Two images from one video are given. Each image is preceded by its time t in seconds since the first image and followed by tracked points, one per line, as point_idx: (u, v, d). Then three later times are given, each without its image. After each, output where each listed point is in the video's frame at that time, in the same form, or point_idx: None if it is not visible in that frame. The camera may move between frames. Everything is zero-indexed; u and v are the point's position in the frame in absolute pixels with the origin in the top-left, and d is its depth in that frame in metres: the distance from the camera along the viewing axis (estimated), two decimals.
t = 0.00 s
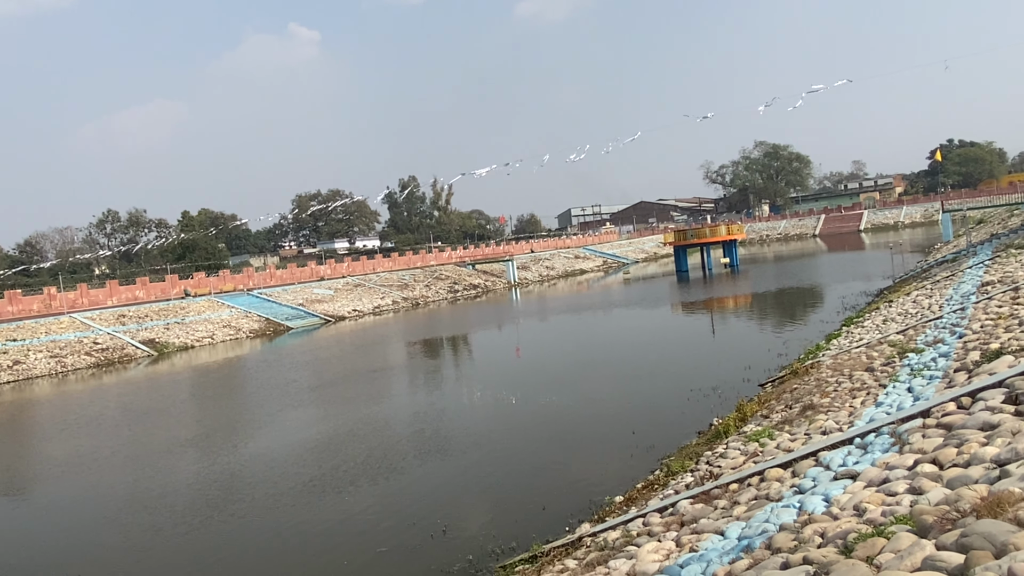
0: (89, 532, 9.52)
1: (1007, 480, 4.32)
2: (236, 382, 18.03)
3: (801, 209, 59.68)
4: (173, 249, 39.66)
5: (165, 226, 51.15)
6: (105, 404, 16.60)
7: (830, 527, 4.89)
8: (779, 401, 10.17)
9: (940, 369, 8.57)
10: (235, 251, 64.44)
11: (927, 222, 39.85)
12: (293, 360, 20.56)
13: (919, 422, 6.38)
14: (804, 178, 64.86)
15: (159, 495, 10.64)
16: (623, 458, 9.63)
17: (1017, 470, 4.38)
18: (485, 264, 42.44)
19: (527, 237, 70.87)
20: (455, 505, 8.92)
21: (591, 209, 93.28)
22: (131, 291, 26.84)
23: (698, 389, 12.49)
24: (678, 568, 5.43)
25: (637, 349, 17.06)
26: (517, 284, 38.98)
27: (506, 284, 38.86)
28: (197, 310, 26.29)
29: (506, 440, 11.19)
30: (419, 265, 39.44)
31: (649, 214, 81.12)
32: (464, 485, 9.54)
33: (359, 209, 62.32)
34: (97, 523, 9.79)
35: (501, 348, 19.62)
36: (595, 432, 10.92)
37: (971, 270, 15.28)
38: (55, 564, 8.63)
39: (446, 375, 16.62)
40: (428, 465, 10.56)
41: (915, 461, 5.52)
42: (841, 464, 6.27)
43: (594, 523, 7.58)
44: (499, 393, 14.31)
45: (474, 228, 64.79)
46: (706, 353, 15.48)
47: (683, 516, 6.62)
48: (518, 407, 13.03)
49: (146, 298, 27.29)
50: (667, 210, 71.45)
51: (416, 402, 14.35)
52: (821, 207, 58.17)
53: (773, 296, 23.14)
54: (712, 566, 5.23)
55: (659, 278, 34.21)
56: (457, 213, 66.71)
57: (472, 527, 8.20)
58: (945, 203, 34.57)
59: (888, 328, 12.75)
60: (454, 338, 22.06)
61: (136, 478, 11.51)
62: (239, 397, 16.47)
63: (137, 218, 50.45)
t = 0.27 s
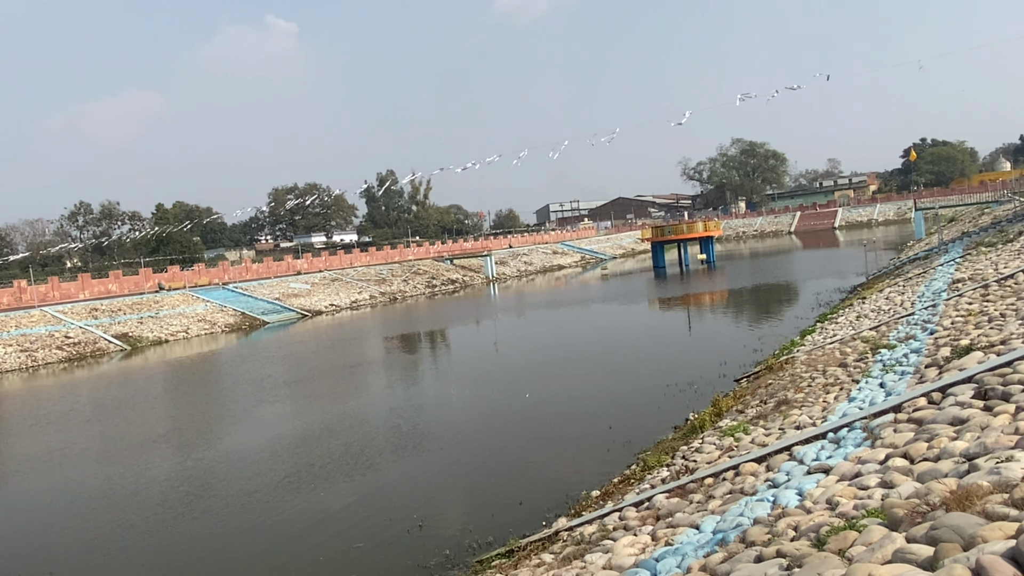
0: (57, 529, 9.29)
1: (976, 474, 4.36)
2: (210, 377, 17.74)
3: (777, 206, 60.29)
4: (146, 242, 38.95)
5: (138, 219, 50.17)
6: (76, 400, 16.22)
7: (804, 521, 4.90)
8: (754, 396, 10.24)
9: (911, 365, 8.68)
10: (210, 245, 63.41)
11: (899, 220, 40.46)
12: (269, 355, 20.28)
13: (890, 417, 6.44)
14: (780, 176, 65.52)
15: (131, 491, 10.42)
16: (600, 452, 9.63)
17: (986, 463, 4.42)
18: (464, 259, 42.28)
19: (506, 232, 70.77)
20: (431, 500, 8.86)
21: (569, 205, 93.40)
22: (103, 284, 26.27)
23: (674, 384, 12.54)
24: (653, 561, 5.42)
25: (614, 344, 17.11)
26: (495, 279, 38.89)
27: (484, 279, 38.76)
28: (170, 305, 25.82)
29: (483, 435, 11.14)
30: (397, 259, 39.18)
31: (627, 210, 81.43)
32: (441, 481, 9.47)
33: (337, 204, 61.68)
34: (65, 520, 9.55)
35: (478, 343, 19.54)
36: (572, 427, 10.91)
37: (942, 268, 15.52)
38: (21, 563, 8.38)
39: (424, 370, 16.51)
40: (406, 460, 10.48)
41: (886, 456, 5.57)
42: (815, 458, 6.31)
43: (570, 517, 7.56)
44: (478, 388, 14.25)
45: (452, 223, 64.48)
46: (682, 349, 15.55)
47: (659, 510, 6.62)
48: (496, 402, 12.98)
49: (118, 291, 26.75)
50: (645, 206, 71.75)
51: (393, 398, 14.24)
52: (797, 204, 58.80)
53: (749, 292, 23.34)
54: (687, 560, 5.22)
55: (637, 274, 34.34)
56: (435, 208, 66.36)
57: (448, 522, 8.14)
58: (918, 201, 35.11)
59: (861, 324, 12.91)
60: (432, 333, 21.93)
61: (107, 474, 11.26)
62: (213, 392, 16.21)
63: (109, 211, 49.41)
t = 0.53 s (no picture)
0: (16, 526, 9.00)
1: (938, 466, 4.40)
2: (177, 370, 17.37)
3: (747, 203, 61.02)
4: (113, 234, 38.02)
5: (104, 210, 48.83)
6: (37, 394, 15.72)
7: (770, 513, 4.91)
8: (723, 390, 10.32)
9: (876, 360, 8.80)
10: (177, 237, 61.92)
11: (865, 217, 41.19)
12: (237, 348, 19.93)
13: (855, 411, 6.51)
14: (751, 173, 66.28)
15: (93, 486, 10.14)
16: (571, 446, 9.62)
17: (948, 456, 4.46)
18: (436, 252, 42.04)
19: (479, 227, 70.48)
20: (400, 494, 8.76)
21: (543, 201, 93.46)
22: (66, 276, 25.55)
23: (645, 378, 12.59)
24: (622, 554, 5.40)
25: (586, 338, 17.13)
26: (468, 273, 38.73)
27: (457, 273, 38.59)
28: (137, 297, 25.22)
29: (454, 429, 11.07)
30: (369, 252, 38.81)
31: (600, 205, 81.73)
32: (411, 474, 9.37)
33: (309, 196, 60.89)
34: (24, 516, 9.25)
35: (450, 337, 19.44)
36: (544, 420, 10.88)
37: (907, 264, 15.81)
38: None
39: (396, 364, 16.37)
40: (377, 454, 10.37)
41: (852, 449, 5.62)
42: (782, 451, 6.35)
43: (541, 510, 7.53)
44: (449, 382, 14.15)
45: (425, 216, 64.07)
46: (654, 343, 15.63)
47: (629, 503, 6.61)
48: (468, 396, 12.91)
49: (83, 283, 26.05)
50: (618, 201, 72.04)
51: (364, 391, 14.07)
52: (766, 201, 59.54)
53: (719, 288, 23.56)
54: (656, 552, 5.21)
55: (609, 269, 34.47)
56: (408, 201, 65.84)
57: (419, 516, 8.06)
58: (884, 199, 35.76)
59: (828, 319, 13.09)
60: (403, 327, 21.75)
61: (68, 469, 10.94)
62: (180, 385, 15.87)
63: (73, 201, 48.12)
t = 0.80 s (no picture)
0: None
1: (896, 457, 4.44)
2: (138, 363, 16.90)
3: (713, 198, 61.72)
4: (72, 224, 36.86)
5: (63, 198, 47.15)
6: None
7: (733, 503, 4.93)
8: (688, 383, 10.38)
9: (837, 353, 8.93)
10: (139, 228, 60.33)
11: (827, 213, 41.95)
12: (200, 341, 19.48)
13: (816, 403, 6.58)
14: (717, 169, 67.03)
15: (48, 482, 9.80)
16: (538, 439, 9.59)
17: (906, 447, 4.51)
18: (405, 245, 41.66)
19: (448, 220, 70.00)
20: (365, 487, 8.63)
21: (512, 194, 93.27)
22: (23, 266, 24.69)
23: (612, 371, 12.64)
24: (587, 545, 5.37)
25: (554, 331, 17.13)
26: (436, 266, 38.47)
27: (425, 266, 38.32)
28: (97, 288, 24.48)
29: (420, 422, 10.96)
30: (336, 244, 38.31)
31: (569, 199, 81.87)
32: (377, 468, 9.24)
33: (275, 186, 59.75)
34: None
35: (418, 329, 19.28)
36: (511, 413, 10.84)
37: (868, 260, 16.11)
38: None
39: (363, 357, 16.16)
40: (343, 447, 10.22)
41: (812, 440, 5.67)
42: (745, 443, 6.39)
43: (508, 503, 7.48)
44: (416, 375, 14.01)
45: (394, 208, 63.40)
46: (621, 337, 15.69)
47: (595, 495, 6.59)
48: (435, 389, 12.80)
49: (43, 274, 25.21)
50: (587, 194, 72.22)
51: (329, 385, 13.86)
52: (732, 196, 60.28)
53: (685, 282, 23.77)
54: (621, 543, 5.18)
55: (577, 263, 34.56)
56: (377, 193, 65.09)
57: (385, 509, 7.95)
58: (846, 196, 36.44)
59: (791, 313, 13.27)
60: (371, 320, 21.51)
61: (23, 465, 10.55)
62: (140, 378, 15.44)
63: (29, 189, 46.47)
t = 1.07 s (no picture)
0: None
1: (854, 448, 4.50)
2: (94, 355, 16.36)
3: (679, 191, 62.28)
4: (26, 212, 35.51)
5: (16, 186, 45.39)
6: None
7: (695, 493, 4.95)
8: (652, 375, 10.45)
9: (797, 346, 9.08)
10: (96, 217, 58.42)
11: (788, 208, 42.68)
12: (159, 332, 18.95)
13: (777, 394, 6.67)
14: (682, 163, 67.66)
15: None
16: (504, 430, 9.55)
17: (863, 438, 4.58)
18: (370, 236, 41.14)
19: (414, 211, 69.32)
20: (328, 480, 8.49)
21: (479, 186, 92.87)
22: None
23: (578, 363, 12.67)
24: (552, 535, 5.34)
25: (521, 324, 17.09)
26: (402, 258, 38.11)
27: (391, 257, 37.93)
28: (53, 278, 23.64)
29: (384, 415, 10.82)
30: (301, 235, 37.64)
31: (536, 192, 81.81)
32: (341, 460, 9.10)
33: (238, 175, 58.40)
34: None
35: (384, 321, 19.06)
36: (476, 405, 10.78)
37: (828, 254, 16.42)
38: None
39: (327, 349, 15.90)
40: (307, 440, 10.05)
41: (773, 431, 5.74)
42: (707, 434, 6.45)
43: (473, 494, 7.42)
44: (381, 368, 13.84)
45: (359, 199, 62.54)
46: (587, 329, 15.73)
47: (560, 485, 6.58)
48: (400, 381, 12.65)
49: None
50: (554, 187, 72.22)
51: (292, 377, 13.62)
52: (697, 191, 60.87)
53: (650, 275, 23.95)
54: (585, 532, 5.17)
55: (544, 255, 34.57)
56: (342, 183, 64.09)
57: (349, 501, 7.84)
58: (807, 190, 37.04)
59: (753, 306, 13.45)
60: (336, 311, 21.19)
61: None
62: (96, 370, 14.95)
63: None
